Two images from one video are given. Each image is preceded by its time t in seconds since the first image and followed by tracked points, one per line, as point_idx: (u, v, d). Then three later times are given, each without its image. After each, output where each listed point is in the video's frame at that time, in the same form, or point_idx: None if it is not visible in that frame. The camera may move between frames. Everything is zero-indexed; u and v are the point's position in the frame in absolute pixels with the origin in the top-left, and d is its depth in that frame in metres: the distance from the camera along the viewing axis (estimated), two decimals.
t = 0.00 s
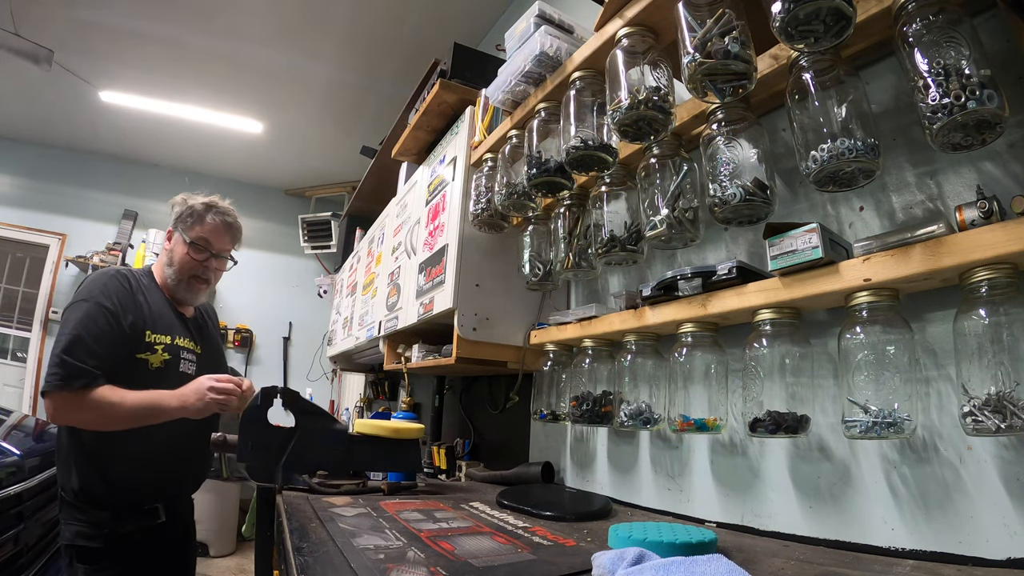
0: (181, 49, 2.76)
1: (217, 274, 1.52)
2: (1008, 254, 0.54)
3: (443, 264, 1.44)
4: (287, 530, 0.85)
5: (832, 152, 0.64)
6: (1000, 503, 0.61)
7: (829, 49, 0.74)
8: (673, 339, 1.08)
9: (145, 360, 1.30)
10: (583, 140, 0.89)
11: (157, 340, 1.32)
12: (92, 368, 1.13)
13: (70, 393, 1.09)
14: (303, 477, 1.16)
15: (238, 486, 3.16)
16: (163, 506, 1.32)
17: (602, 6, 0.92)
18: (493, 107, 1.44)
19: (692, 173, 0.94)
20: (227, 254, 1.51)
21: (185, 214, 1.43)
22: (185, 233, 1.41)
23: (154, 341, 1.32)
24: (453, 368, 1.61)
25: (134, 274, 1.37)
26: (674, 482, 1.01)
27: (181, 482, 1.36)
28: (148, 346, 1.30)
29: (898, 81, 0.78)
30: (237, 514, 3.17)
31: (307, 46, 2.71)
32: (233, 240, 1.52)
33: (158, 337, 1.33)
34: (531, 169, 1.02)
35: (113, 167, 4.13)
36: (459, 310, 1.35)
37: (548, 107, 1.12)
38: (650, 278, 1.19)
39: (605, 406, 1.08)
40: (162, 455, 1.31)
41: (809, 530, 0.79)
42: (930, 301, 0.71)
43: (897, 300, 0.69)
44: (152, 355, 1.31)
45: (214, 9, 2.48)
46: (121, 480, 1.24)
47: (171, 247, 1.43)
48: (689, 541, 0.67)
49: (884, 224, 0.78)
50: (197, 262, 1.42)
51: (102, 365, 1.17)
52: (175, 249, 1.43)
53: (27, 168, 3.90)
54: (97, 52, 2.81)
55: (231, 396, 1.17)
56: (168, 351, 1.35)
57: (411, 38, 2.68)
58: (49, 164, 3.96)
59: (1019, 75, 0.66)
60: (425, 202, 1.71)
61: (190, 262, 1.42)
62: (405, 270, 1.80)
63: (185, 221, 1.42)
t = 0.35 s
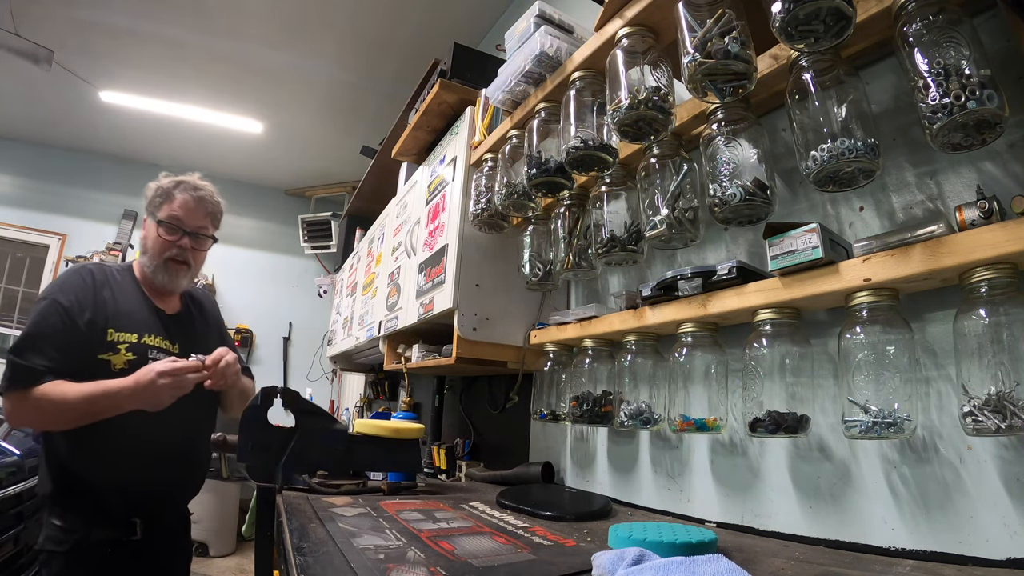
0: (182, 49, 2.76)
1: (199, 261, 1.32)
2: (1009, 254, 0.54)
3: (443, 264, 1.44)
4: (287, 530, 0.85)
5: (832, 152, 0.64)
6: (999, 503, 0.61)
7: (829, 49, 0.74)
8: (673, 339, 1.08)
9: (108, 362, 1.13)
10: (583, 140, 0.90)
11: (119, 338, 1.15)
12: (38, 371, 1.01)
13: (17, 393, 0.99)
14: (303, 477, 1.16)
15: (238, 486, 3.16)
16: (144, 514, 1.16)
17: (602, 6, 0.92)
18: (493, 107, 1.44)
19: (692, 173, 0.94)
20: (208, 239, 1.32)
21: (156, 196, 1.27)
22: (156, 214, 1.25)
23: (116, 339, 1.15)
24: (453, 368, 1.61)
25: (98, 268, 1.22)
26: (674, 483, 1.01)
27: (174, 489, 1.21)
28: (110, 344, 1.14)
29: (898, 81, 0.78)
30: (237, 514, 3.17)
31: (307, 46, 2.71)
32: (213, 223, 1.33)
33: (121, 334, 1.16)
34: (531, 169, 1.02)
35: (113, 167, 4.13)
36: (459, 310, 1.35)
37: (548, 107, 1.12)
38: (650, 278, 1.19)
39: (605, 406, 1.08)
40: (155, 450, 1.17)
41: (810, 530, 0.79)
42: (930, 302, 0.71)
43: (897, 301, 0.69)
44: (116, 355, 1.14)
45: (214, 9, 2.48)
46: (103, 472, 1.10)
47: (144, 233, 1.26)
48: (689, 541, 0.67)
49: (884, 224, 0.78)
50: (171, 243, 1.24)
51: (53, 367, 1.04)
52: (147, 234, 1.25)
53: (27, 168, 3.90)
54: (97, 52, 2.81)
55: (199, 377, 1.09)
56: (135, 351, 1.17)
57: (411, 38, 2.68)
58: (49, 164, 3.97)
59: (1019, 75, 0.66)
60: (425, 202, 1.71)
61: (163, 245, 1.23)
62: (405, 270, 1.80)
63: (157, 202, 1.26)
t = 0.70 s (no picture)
0: (182, 49, 2.76)
1: (152, 205, 1.14)
2: (1009, 254, 0.54)
3: (443, 264, 1.44)
4: (287, 530, 0.85)
5: (832, 152, 0.64)
6: (1000, 503, 0.61)
7: (829, 49, 0.74)
8: (673, 339, 1.08)
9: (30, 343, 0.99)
10: (583, 140, 0.90)
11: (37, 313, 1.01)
12: None
13: None
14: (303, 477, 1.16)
15: (238, 486, 3.15)
16: (101, 501, 1.04)
17: (602, 6, 0.92)
18: (493, 108, 1.44)
19: (692, 173, 0.94)
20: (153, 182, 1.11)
21: (93, 130, 1.07)
22: (93, 152, 1.06)
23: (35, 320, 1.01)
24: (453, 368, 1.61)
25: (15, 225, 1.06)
26: (674, 483, 1.01)
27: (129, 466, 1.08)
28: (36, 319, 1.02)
29: (898, 81, 0.78)
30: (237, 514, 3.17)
31: (307, 46, 2.71)
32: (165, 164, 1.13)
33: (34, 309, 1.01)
34: (531, 169, 1.02)
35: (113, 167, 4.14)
36: (459, 310, 1.35)
37: (548, 107, 1.12)
38: (650, 278, 1.19)
39: (605, 406, 1.08)
40: (86, 423, 1.03)
41: (809, 530, 0.79)
42: (930, 301, 0.71)
43: (897, 301, 0.69)
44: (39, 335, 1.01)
45: (214, 9, 2.48)
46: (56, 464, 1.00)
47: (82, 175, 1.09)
48: (689, 541, 0.67)
49: (884, 224, 0.78)
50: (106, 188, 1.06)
51: None
52: (85, 174, 1.08)
53: (27, 168, 3.91)
54: (98, 52, 2.81)
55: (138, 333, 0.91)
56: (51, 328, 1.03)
57: (411, 38, 2.68)
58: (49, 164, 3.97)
59: (1019, 75, 0.66)
60: (425, 202, 1.71)
61: (100, 189, 1.06)
62: (405, 270, 1.80)
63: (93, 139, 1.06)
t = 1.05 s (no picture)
0: (182, 49, 2.76)
1: (147, 166, 1.11)
2: (1008, 254, 0.54)
3: (443, 264, 1.44)
4: (287, 530, 0.85)
5: (832, 152, 0.64)
6: (1000, 503, 0.61)
7: (829, 49, 0.73)
8: (673, 339, 1.08)
9: None
10: (583, 140, 0.90)
11: None
12: None
13: None
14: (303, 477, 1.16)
15: (238, 486, 3.16)
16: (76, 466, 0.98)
17: (602, 6, 0.92)
18: (493, 108, 1.44)
19: (692, 173, 0.94)
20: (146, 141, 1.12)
21: (90, 82, 1.05)
22: (89, 103, 1.03)
23: None
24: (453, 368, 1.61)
25: None
26: (674, 483, 1.01)
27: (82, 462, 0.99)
28: None
29: (898, 81, 0.78)
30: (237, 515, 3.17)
31: (307, 46, 2.71)
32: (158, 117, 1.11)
33: None
34: (531, 169, 1.02)
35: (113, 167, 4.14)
36: (459, 310, 1.35)
37: (548, 107, 1.12)
38: (650, 277, 1.19)
39: (605, 406, 1.08)
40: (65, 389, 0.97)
41: (809, 530, 0.79)
42: (930, 302, 0.71)
43: (897, 301, 0.69)
44: None
45: (214, 9, 2.48)
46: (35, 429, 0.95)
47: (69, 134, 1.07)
48: (689, 541, 0.67)
49: (884, 224, 0.78)
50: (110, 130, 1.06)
51: None
52: (78, 132, 1.05)
53: (27, 168, 3.91)
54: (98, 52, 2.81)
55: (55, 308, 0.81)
56: None
57: (411, 39, 2.68)
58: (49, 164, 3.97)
59: (1019, 75, 0.66)
60: (425, 202, 1.71)
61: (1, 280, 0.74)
62: (405, 271, 1.80)
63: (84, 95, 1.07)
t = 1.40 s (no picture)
0: (182, 49, 2.76)
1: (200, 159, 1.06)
2: (1008, 254, 0.54)
3: (443, 264, 1.44)
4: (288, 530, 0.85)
5: (833, 152, 0.64)
6: (1000, 503, 0.61)
7: (829, 49, 0.73)
8: (673, 339, 1.08)
9: (65, 304, 0.78)
10: (583, 141, 0.90)
11: (13, 269, 0.81)
12: (21, 338, 0.75)
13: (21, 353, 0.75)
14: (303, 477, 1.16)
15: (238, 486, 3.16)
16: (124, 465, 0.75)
17: (602, 6, 0.92)
18: (493, 108, 1.43)
19: (692, 173, 0.94)
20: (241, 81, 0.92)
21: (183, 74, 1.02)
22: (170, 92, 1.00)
23: (47, 284, 0.79)
24: (453, 368, 1.61)
25: (74, 181, 0.97)
26: (674, 483, 1.01)
27: (170, 495, 0.78)
28: (50, 267, 0.81)
29: (898, 81, 0.78)
30: (236, 515, 3.17)
31: (307, 46, 2.71)
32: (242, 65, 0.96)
33: (10, 265, 0.81)
34: (531, 169, 1.02)
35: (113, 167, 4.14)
36: (459, 310, 1.35)
37: (548, 107, 1.12)
38: (650, 277, 1.19)
39: (605, 406, 1.08)
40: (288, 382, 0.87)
41: (809, 530, 0.79)
42: (930, 302, 0.71)
43: (897, 301, 0.69)
44: (85, 301, 0.79)
45: (214, 9, 2.48)
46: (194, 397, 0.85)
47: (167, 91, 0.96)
48: (689, 541, 0.67)
49: (883, 224, 0.78)
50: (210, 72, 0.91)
51: (44, 320, 0.76)
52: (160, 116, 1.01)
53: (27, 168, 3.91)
54: (98, 52, 2.81)
55: (121, 235, 0.87)
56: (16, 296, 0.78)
57: (411, 38, 2.68)
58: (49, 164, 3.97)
59: (1019, 75, 0.66)
60: (425, 202, 1.71)
61: (190, 139, 0.85)
62: (405, 271, 1.80)
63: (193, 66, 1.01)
